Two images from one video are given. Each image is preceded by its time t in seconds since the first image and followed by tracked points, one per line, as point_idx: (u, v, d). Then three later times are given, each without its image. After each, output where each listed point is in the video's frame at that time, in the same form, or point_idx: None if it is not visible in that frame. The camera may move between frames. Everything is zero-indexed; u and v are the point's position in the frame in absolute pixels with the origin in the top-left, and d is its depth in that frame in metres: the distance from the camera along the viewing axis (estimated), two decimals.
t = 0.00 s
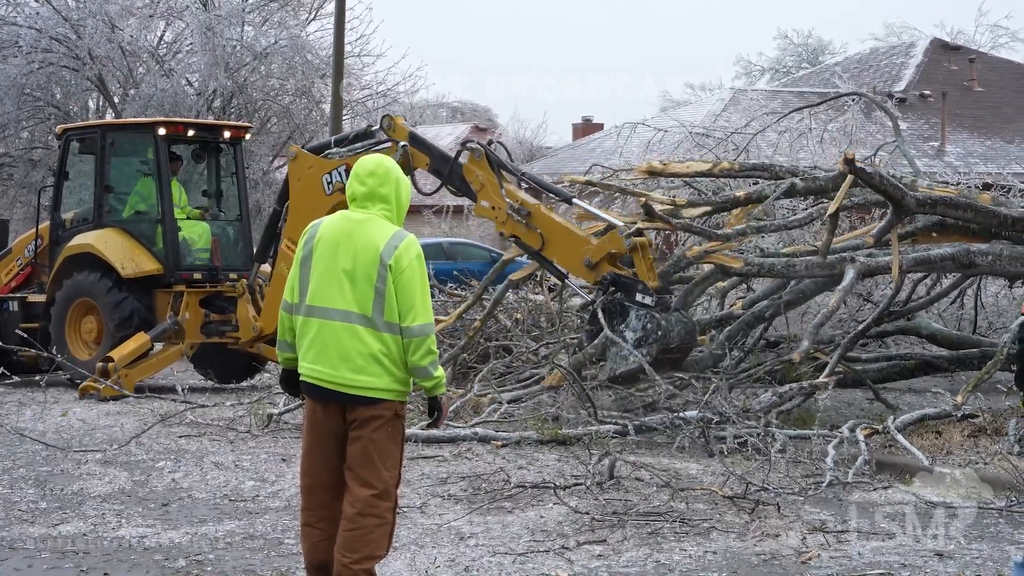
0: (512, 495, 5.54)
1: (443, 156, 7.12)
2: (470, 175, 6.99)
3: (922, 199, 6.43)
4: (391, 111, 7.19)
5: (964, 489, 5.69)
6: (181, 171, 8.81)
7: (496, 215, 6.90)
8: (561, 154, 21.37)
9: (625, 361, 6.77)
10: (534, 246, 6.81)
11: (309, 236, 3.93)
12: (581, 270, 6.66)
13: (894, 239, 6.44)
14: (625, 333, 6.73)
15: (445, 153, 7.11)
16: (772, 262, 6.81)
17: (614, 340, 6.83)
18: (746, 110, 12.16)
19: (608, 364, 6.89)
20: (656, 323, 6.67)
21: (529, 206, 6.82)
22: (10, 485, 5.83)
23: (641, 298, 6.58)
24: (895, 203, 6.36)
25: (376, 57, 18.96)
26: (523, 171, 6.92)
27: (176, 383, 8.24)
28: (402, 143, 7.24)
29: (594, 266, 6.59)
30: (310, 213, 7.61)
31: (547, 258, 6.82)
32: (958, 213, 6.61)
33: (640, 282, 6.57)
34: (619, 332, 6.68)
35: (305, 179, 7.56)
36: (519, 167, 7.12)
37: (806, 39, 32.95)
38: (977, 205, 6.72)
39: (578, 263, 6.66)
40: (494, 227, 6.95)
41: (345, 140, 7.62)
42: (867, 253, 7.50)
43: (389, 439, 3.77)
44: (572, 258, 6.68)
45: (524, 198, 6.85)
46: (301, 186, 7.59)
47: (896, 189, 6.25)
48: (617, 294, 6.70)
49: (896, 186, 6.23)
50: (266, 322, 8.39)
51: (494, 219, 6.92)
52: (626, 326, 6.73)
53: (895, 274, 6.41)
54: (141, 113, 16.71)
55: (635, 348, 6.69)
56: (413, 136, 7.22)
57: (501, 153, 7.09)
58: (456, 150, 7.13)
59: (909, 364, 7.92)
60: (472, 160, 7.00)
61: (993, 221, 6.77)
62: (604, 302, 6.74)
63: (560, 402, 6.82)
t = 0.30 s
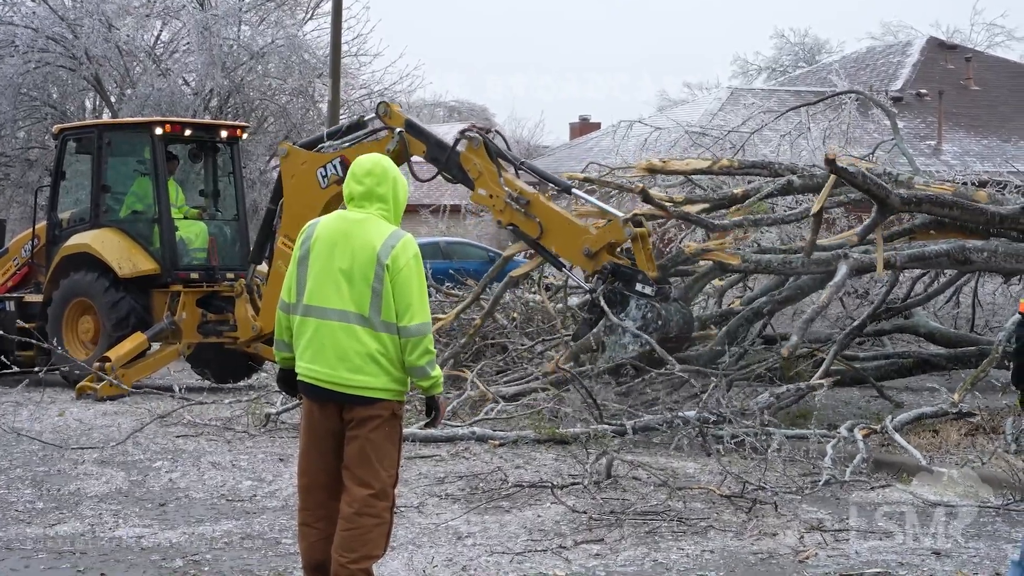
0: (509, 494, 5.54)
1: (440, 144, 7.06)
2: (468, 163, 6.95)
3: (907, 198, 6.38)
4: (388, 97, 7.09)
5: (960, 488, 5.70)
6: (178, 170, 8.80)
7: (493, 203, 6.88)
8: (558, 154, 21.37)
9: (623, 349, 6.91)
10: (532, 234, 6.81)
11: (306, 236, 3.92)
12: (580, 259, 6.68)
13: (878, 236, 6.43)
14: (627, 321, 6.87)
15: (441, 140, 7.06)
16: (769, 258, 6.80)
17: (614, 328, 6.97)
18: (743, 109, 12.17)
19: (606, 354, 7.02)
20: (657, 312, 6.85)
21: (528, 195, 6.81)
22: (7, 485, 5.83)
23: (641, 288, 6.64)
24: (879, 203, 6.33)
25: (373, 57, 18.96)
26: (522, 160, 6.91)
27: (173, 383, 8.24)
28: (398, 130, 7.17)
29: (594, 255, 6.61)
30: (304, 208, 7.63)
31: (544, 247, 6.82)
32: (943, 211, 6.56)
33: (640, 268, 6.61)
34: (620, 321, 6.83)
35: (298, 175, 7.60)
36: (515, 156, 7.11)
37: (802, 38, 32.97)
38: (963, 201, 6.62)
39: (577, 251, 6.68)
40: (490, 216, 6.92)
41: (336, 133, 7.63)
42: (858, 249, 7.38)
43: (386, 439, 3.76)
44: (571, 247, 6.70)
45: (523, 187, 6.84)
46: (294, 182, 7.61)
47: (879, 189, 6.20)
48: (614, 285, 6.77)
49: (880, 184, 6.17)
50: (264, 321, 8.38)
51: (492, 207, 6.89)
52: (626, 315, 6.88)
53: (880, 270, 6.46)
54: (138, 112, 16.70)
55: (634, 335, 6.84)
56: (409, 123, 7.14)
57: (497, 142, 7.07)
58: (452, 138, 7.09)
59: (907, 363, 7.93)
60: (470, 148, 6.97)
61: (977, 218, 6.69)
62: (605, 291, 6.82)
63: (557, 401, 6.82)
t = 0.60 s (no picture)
0: (506, 492, 5.54)
1: (433, 133, 7.29)
2: (459, 152, 7.18)
3: (899, 191, 6.39)
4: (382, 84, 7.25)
5: (957, 485, 5.70)
6: (175, 169, 8.80)
7: (485, 193, 7.12)
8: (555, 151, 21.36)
9: (611, 342, 6.86)
10: (522, 225, 7.07)
11: (302, 234, 3.92)
12: (570, 251, 6.95)
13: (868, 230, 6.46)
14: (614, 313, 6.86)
15: (435, 129, 7.29)
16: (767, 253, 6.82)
17: (602, 321, 6.93)
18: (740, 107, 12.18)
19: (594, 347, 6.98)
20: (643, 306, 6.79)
21: (520, 186, 7.06)
22: (3, 483, 5.83)
23: (630, 283, 6.82)
24: (870, 195, 6.39)
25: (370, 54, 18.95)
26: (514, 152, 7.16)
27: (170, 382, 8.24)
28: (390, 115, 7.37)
29: (585, 248, 6.90)
30: (296, 202, 7.69)
31: (534, 238, 7.08)
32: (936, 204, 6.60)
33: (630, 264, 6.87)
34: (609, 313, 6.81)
35: (290, 170, 7.66)
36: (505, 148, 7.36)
37: (799, 36, 32.97)
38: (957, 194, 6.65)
39: (568, 244, 6.95)
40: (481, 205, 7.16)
41: (327, 125, 7.75)
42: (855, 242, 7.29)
43: (383, 437, 3.76)
44: (562, 239, 6.96)
45: (515, 178, 7.10)
46: (286, 177, 7.68)
47: (869, 181, 6.24)
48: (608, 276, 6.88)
49: (870, 178, 6.23)
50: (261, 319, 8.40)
51: (483, 196, 7.12)
52: (615, 309, 6.85)
53: (870, 264, 6.52)
54: (135, 111, 16.67)
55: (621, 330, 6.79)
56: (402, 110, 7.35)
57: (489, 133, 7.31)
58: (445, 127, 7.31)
59: (904, 360, 7.93)
60: (463, 138, 7.21)
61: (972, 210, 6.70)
62: (596, 284, 6.94)
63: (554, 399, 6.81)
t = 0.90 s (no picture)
0: (506, 488, 5.54)
1: (412, 120, 7.32)
2: (435, 143, 7.17)
3: (913, 156, 6.42)
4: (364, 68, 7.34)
5: (957, 481, 5.70)
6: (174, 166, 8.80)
7: (457, 185, 7.08)
8: (554, 147, 21.35)
9: (569, 345, 7.07)
10: (491, 221, 6.97)
11: (300, 230, 3.92)
12: (536, 250, 6.83)
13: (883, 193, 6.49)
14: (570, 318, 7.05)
15: (414, 117, 7.32)
16: (769, 237, 6.73)
17: (562, 324, 7.14)
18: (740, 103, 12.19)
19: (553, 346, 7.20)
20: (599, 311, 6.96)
21: (491, 180, 6.98)
22: (4, 479, 5.83)
23: (591, 285, 6.73)
24: (886, 160, 6.36)
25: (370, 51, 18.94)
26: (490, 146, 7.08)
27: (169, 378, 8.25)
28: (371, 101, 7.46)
29: (548, 248, 6.76)
30: (284, 196, 7.93)
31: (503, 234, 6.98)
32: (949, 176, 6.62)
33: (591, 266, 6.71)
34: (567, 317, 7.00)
35: (278, 164, 7.90)
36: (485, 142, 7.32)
37: (798, 32, 32.96)
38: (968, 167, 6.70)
39: (534, 242, 6.83)
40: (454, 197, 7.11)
41: (311, 118, 7.96)
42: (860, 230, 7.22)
43: (382, 433, 3.76)
44: (528, 236, 6.85)
45: (487, 172, 7.01)
46: (274, 171, 7.92)
47: (886, 144, 6.24)
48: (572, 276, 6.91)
49: (887, 140, 6.22)
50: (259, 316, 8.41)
51: (456, 188, 7.09)
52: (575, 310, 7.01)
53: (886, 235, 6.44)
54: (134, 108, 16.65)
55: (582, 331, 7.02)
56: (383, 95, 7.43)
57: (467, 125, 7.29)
58: (424, 116, 7.34)
59: (903, 356, 7.93)
60: (439, 128, 7.18)
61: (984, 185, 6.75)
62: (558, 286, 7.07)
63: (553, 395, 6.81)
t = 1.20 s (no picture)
0: (505, 487, 5.53)
1: (386, 112, 7.32)
2: (405, 136, 7.14)
3: (923, 168, 6.45)
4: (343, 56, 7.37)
5: (956, 480, 5.70)
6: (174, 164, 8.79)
7: (422, 181, 7.03)
8: (554, 145, 21.34)
9: (516, 354, 6.94)
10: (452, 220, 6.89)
11: (299, 228, 3.92)
12: (492, 254, 6.73)
13: (894, 208, 6.45)
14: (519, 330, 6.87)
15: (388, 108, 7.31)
16: (771, 229, 6.70)
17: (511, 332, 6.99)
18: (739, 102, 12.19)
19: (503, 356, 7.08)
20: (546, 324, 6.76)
21: (455, 180, 6.90)
22: (3, 478, 5.83)
23: (542, 296, 6.65)
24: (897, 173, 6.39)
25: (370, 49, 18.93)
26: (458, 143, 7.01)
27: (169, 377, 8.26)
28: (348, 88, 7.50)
29: (504, 252, 6.67)
30: (271, 192, 8.07)
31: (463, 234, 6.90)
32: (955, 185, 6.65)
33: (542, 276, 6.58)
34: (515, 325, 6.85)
35: (264, 162, 8.05)
36: (457, 140, 7.24)
37: (798, 31, 32.95)
38: (976, 177, 6.76)
39: (489, 245, 6.73)
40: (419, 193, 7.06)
41: (293, 113, 8.05)
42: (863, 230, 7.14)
43: (382, 432, 3.76)
44: (486, 238, 6.75)
45: (452, 170, 6.94)
46: (262, 168, 8.08)
47: (898, 156, 6.27)
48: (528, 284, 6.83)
49: (898, 152, 6.26)
50: (258, 314, 8.41)
51: (422, 184, 7.05)
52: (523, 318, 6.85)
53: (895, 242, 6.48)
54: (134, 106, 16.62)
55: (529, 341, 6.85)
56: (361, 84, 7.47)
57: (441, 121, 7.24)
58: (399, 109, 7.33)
59: (903, 355, 7.93)
60: (410, 123, 7.16)
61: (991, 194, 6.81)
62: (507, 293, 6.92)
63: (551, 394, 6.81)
